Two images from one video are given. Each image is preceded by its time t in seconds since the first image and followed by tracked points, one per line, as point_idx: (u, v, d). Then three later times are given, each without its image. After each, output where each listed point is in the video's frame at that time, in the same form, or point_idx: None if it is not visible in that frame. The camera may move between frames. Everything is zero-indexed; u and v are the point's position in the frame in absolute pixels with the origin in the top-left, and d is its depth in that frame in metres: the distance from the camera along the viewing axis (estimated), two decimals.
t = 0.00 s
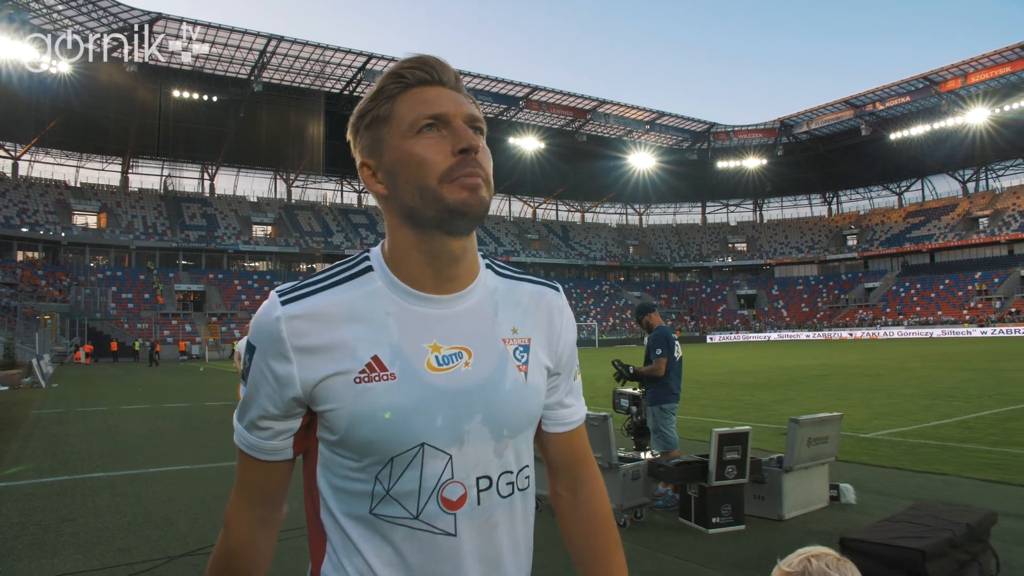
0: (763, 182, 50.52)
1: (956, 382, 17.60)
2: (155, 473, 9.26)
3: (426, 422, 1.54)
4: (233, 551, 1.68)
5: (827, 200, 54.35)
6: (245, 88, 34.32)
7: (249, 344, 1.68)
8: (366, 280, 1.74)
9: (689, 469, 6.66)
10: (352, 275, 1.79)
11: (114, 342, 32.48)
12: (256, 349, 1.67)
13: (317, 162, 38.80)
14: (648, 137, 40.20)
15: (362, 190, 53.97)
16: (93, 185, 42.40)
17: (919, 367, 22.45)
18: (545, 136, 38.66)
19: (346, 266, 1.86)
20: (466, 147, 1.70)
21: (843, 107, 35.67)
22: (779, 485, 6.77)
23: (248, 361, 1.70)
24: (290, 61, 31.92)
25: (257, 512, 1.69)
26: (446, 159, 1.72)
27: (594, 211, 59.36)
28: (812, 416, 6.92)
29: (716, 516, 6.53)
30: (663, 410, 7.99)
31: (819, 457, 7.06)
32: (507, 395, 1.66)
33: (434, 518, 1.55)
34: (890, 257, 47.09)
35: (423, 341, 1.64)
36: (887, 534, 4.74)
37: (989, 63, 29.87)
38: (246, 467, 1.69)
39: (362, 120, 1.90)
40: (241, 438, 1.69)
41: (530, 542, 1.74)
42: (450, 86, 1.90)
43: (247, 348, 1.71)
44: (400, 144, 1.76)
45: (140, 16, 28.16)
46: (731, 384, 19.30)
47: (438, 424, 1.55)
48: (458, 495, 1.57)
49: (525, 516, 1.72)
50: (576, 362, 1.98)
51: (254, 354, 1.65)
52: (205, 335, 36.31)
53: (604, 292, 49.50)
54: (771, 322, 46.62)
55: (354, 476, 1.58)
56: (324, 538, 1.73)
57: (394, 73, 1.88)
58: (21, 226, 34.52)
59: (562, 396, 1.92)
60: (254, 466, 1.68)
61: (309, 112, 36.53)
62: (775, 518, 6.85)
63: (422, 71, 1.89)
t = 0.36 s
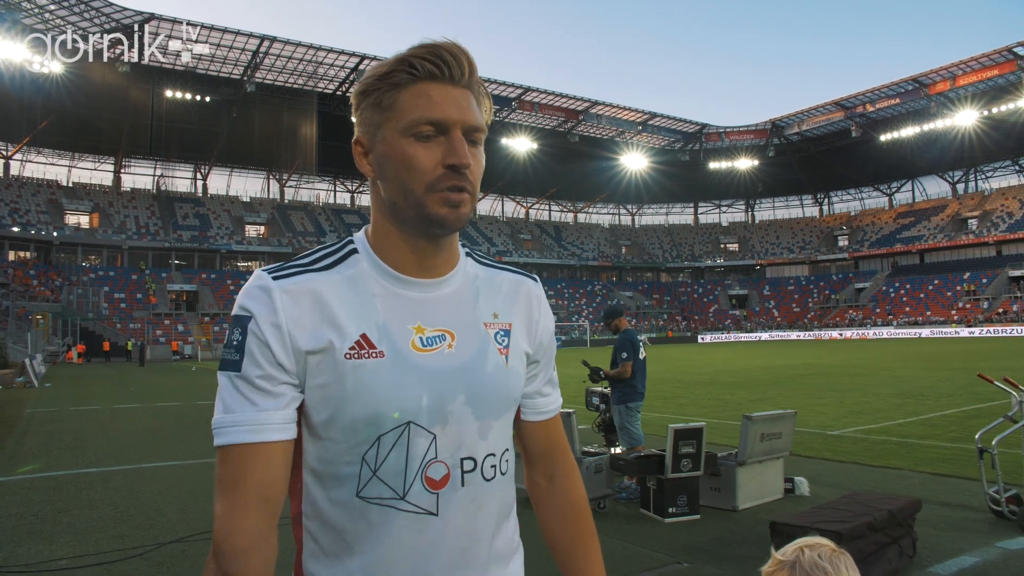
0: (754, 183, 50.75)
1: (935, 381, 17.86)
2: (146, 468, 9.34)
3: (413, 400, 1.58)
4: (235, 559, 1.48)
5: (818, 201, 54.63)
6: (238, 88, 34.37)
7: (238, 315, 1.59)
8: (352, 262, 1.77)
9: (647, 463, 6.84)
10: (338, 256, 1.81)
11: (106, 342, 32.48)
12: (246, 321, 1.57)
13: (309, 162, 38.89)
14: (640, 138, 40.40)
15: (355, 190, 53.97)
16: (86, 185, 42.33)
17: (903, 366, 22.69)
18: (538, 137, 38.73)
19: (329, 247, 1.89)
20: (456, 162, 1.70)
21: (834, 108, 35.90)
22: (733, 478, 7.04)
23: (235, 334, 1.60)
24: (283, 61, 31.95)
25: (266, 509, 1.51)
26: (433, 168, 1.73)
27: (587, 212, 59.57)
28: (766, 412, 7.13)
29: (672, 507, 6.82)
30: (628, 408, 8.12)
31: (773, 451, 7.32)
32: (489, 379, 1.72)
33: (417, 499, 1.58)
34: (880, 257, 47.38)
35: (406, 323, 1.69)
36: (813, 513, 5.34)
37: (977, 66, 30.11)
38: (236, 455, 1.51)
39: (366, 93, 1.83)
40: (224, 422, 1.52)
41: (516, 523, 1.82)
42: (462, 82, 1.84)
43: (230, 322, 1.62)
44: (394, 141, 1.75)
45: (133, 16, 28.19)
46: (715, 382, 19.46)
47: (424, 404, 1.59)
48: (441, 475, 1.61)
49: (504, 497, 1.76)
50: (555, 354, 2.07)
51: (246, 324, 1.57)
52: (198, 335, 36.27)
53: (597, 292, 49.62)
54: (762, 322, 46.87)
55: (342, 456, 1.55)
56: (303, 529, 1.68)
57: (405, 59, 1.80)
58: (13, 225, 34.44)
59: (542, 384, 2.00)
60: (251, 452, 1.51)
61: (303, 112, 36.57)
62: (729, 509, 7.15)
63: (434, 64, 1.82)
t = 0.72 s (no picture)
0: (745, 184, 51.03)
1: (914, 380, 18.13)
2: (136, 461, 9.53)
3: (453, 388, 1.60)
4: (253, 535, 1.47)
5: (808, 202, 54.90)
6: (231, 88, 34.42)
7: (280, 290, 1.59)
8: (391, 248, 1.78)
9: (606, 455, 7.10)
10: (377, 240, 1.82)
11: (97, 341, 32.46)
12: (292, 296, 1.57)
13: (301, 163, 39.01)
14: (632, 139, 40.60)
15: (347, 190, 53.99)
16: (77, 184, 42.26)
17: (886, 366, 22.96)
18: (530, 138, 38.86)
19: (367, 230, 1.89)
20: (498, 173, 1.71)
21: (824, 110, 36.15)
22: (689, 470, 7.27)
23: (275, 309, 1.59)
24: (275, 61, 31.98)
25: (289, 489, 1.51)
26: (475, 174, 1.73)
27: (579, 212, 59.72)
28: (721, 407, 7.29)
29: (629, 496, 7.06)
30: (590, 405, 8.25)
31: (729, 444, 7.51)
32: (525, 371, 1.75)
33: (458, 483, 1.60)
34: (870, 258, 47.71)
35: (447, 311, 1.71)
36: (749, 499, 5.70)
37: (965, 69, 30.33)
38: (263, 429, 1.51)
39: (415, 88, 1.81)
40: (255, 393, 1.51)
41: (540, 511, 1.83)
42: (513, 89, 1.82)
43: (271, 299, 1.60)
44: (438, 145, 1.75)
45: (125, 16, 28.22)
46: (699, 381, 19.66)
47: (465, 392, 1.61)
48: (480, 462, 1.63)
49: (536, 485, 1.79)
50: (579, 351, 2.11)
51: (290, 300, 1.57)
52: (189, 335, 36.22)
53: (588, 293, 49.77)
54: (752, 322, 47.13)
55: (383, 437, 1.56)
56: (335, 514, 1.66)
57: (457, 64, 1.78)
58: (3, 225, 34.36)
59: (568, 378, 2.04)
60: (283, 426, 1.51)
61: (295, 113, 36.57)
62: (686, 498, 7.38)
63: (487, 68, 1.80)
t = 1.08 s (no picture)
0: (736, 185, 51.22)
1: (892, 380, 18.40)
2: (126, 456, 9.68)
3: (452, 381, 1.62)
4: (251, 505, 1.71)
5: (799, 203, 55.14)
6: (223, 88, 34.43)
7: (267, 306, 1.70)
8: (389, 244, 1.79)
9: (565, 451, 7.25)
10: (373, 238, 1.83)
11: (89, 341, 32.45)
12: (277, 313, 1.67)
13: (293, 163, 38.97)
14: (624, 139, 40.80)
15: (340, 191, 53.94)
16: (69, 184, 42.17)
17: (868, 365, 23.23)
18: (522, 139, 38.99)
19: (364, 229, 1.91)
20: (487, 175, 1.69)
21: (814, 112, 36.38)
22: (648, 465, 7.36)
23: (265, 324, 1.71)
24: (267, 62, 32.01)
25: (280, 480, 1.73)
26: (464, 176, 1.72)
27: (571, 213, 59.87)
28: (681, 404, 7.30)
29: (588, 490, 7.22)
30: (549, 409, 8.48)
31: (689, 439, 7.56)
32: (530, 360, 1.74)
33: (463, 476, 1.62)
34: (860, 259, 48.01)
35: (447, 303, 1.71)
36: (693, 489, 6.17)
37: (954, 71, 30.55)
38: (265, 438, 1.72)
39: (403, 89, 1.80)
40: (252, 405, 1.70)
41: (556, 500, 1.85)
42: (502, 84, 1.77)
43: (262, 311, 1.72)
44: (426, 146, 1.74)
45: (116, 16, 28.23)
46: (682, 380, 19.88)
47: (466, 383, 1.63)
48: (485, 454, 1.65)
49: (546, 475, 1.80)
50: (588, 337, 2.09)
51: (278, 316, 1.67)
52: (181, 335, 36.19)
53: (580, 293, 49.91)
54: (743, 321, 47.38)
55: (385, 440, 1.61)
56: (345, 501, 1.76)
57: (442, 61, 1.75)
58: None
59: (577, 367, 2.02)
60: (273, 433, 1.71)
61: (287, 114, 36.57)
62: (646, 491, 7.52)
63: (472, 65, 1.75)
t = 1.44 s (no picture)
0: (729, 185, 51.40)
1: (872, 379, 18.65)
2: (118, 454, 9.77)
3: (439, 390, 1.59)
4: (225, 541, 1.56)
5: (791, 204, 55.34)
6: (216, 89, 34.42)
7: (246, 305, 1.64)
8: (374, 247, 1.80)
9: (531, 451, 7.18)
10: (358, 239, 1.82)
11: (81, 341, 32.44)
12: (258, 311, 1.61)
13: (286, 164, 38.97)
14: (617, 140, 40.98)
15: (334, 191, 53.93)
16: (61, 184, 42.07)
17: (853, 364, 23.47)
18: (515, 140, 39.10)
19: (345, 231, 1.89)
20: (478, 180, 1.68)
21: (805, 113, 36.56)
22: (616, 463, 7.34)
23: (243, 323, 1.65)
24: (260, 62, 32.06)
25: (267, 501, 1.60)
26: (453, 181, 1.71)
27: (564, 213, 60.01)
28: (646, 404, 7.39)
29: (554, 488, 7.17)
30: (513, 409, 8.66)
31: (655, 438, 7.60)
32: (518, 370, 1.73)
33: (447, 492, 1.60)
34: (851, 259, 48.22)
35: (432, 309, 1.70)
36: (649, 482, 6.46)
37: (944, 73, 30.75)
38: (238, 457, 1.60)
39: (391, 82, 1.78)
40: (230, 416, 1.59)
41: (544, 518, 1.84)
42: (498, 85, 1.76)
43: (239, 312, 1.66)
44: (414, 147, 1.73)
45: (109, 18, 28.24)
46: (665, 380, 20.11)
47: (452, 394, 1.61)
48: (469, 468, 1.63)
49: (534, 489, 1.79)
50: (577, 348, 2.09)
51: (256, 315, 1.61)
52: (175, 335, 36.20)
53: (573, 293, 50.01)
54: (735, 321, 47.59)
55: (363, 453, 1.58)
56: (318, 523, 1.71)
57: (436, 57, 1.73)
58: None
59: (566, 379, 2.04)
60: (252, 454, 1.59)
61: (280, 115, 36.58)
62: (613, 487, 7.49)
63: (464, 62, 1.74)
